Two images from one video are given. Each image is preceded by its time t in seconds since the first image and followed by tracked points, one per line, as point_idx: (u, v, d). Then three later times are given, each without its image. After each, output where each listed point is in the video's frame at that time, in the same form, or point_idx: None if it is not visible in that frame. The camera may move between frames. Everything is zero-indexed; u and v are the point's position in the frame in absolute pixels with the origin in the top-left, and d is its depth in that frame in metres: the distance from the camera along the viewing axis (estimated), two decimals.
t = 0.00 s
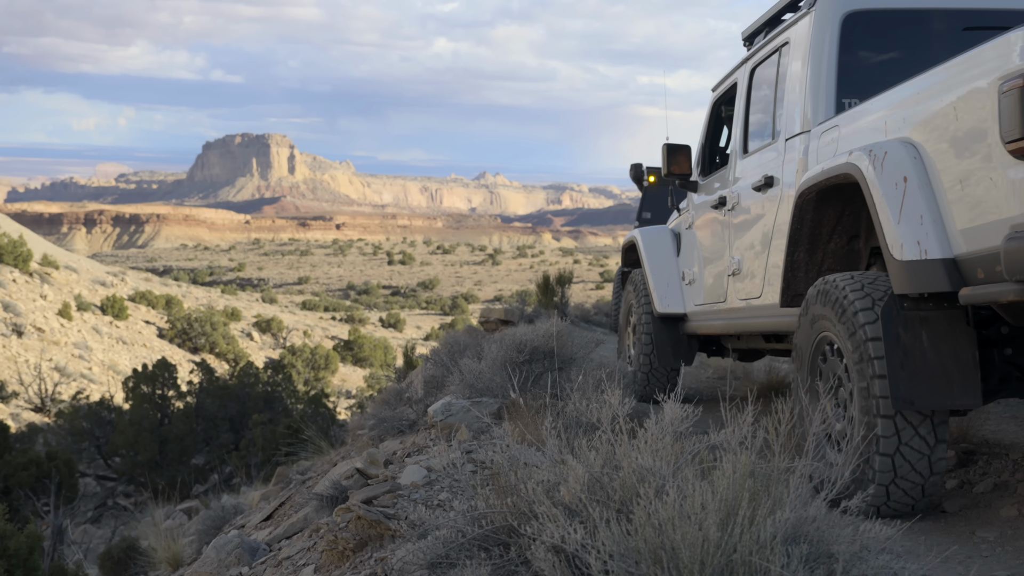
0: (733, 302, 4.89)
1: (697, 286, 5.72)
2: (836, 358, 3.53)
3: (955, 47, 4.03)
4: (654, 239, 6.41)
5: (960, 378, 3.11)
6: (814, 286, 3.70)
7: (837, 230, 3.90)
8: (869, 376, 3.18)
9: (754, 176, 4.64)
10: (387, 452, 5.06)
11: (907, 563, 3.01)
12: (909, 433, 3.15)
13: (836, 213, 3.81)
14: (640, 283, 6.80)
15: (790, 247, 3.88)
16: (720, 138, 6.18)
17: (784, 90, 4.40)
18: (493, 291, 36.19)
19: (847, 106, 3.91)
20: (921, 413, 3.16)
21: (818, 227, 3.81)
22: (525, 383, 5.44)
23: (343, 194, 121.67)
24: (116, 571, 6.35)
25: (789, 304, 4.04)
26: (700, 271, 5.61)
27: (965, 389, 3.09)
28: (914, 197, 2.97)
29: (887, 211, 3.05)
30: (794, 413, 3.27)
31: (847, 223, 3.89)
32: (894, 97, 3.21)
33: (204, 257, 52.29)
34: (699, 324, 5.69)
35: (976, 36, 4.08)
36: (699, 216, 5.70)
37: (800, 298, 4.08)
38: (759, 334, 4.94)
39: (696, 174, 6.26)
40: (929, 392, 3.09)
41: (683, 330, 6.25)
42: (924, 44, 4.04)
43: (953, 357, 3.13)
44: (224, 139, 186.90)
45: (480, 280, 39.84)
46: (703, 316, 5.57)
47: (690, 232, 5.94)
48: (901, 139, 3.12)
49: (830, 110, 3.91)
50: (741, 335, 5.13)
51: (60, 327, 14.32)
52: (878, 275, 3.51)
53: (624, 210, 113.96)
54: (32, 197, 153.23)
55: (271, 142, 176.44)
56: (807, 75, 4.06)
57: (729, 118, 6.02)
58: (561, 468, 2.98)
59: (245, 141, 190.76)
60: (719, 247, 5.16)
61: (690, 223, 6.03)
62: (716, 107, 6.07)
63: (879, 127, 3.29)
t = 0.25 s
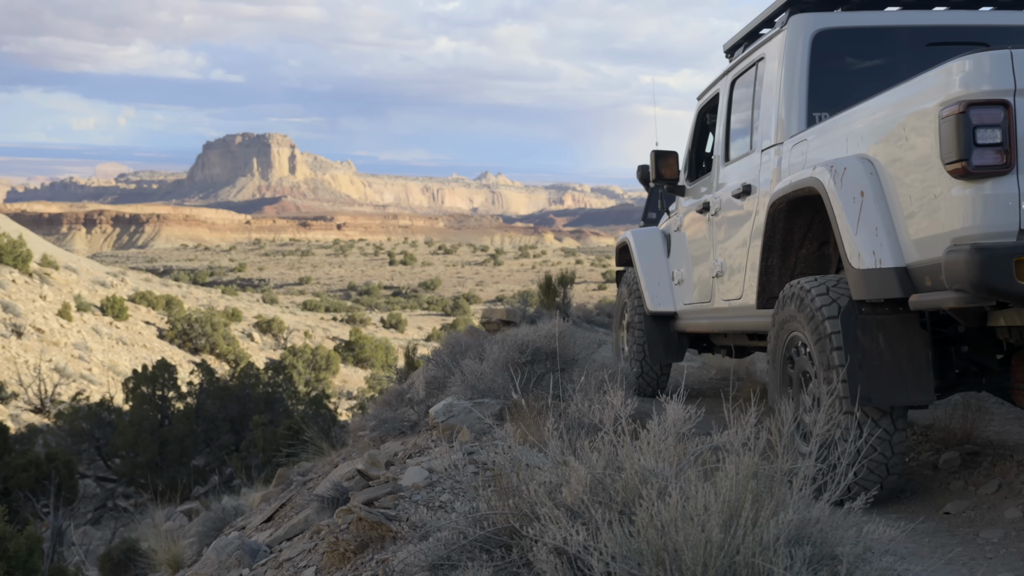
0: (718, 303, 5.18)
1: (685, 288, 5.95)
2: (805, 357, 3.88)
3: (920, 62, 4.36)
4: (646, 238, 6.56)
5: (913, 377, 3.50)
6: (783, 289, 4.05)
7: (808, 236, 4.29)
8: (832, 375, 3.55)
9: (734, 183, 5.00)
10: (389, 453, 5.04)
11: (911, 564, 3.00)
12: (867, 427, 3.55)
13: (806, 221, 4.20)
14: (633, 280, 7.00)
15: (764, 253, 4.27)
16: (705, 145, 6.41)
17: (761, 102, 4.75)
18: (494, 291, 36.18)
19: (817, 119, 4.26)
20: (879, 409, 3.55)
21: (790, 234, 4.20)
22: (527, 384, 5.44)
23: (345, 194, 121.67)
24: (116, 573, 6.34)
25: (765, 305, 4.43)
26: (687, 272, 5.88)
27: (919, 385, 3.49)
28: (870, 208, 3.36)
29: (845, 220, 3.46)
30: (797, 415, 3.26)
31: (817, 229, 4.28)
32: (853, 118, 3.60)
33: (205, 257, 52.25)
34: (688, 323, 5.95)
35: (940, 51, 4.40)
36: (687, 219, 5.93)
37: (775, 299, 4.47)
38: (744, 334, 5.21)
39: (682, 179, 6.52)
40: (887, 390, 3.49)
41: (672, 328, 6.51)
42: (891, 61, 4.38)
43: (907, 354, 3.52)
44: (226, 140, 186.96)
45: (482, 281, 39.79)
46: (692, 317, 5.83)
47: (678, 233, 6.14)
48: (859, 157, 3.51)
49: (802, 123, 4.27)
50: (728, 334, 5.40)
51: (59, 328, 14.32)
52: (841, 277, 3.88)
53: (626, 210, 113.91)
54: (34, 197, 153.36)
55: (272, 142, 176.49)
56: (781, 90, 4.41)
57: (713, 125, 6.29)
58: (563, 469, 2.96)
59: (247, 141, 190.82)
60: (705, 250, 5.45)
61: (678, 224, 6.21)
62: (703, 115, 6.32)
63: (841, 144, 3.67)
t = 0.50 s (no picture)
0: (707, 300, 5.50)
1: (678, 287, 6.28)
2: (782, 350, 4.17)
3: (898, 73, 4.70)
4: (640, 239, 6.88)
5: (880, 367, 3.78)
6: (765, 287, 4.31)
7: (789, 237, 4.58)
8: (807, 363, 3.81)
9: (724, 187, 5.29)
10: (390, 454, 5.03)
11: (914, 566, 2.99)
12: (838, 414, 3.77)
13: (787, 222, 4.50)
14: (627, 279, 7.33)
15: (748, 253, 4.61)
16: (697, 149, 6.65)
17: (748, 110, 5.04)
18: (496, 291, 36.15)
19: (799, 127, 4.56)
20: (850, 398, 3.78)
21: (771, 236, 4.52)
22: (529, 385, 5.43)
23: (346, 195, 121.66)
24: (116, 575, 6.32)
25: (749, 302, 4.78)
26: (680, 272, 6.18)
27: (886, 377, 3.76)
28: (843, 211, 3.65)
29: (820, 221, 3.75)
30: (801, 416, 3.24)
31: (797, 230, 4.57)
32: (828, 125, 3.88)
33: (205, 258, 52.20)
34: (677, 321, 6.28)
35: (916, 63, 4.74)
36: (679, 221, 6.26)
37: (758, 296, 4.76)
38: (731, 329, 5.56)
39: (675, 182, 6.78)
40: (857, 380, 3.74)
41: (664, 326, 6.82)
42: (871, 71, 4.69)
43: (875, 345, 3.81)
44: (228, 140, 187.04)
45: (484, 281, 39.73)
46: (682, 314, 6.16)
47: (672, 235, 6.46)
48: (832, 162, 3.80)
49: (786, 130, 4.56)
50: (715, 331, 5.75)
51: (59, 329, 14.31)
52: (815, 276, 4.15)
53: (628, 210, 113.89)
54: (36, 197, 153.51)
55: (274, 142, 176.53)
56: (766, 100, 4.71)
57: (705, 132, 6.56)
58: (566, 471, 2.95)
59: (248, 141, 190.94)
60: (696, 251, 5.77)
61: (672, 225, 6.51)
62: (694, 122, 6.59)
63: (818, 150, 3.96)
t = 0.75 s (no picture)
0: (697, 297, 5.76)
1: (671, 284, 6.49)
2: (765, 345, 4.37)
3: (880, 84, 4.92)
4: (636, 238, 7.10)
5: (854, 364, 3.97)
6: (748, 286, 4.51)
7: (773, 238, 4.80)
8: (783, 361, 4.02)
9: (714, 190, 5.50)
10: (391, 456, 5.01)
11: (918, 568, 2.98)
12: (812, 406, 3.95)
13: (771, 225, 4.72)
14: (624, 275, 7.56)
15: (734, 253, 4.83)
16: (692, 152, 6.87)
17: (737, 115, 5.25)
18: (498, 292, 36.11)
19: (784, 133, 4.77)
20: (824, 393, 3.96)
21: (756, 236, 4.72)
22: (530, 386, 5.41)
23: (348, 195, 121.69)
24: None
25: (734, 300, 4.98)
26: (673, 269, 6.39)
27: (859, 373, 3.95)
28: (820, 216, 3.87)
29: (798, 224, 3.97)
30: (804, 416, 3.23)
31: (781, 232, 4.78)
32: (809, 134, 4.10)
33: (206, 258, 52.16)
34: (670, 317, 6.50)
35: (898, 74, 4.97)
36: (673, 221, 6.47)
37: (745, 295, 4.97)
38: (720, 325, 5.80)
39: (671, 183, 7.00)
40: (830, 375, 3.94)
41: (659, 321, 7.08)
42: (854, 81, 4.91)
43: (848, 343, 4.01)
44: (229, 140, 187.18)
45: (486, 282, 39.67)
46: (674, 310, 6.40)
47: (667, 234, 6.67)
48: (811, 169, 4.02)
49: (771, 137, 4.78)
50: (705, 326, 6.00)
51: (58, 330, 14.31)
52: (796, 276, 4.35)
53: (630, 211, 113.80)
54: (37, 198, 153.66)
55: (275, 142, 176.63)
56: (754, 106, 4.92)
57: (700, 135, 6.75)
58: (568, 472, 2.93)
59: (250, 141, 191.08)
60: (688, 250, 5.99)
61: (667, 225, 6.71)
62: (688, 125, 6.76)
63: (800, 156, 4.18)
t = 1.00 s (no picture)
0: (688, 296, 5.98)
1: (665, 283, 6.67)
2: (748, 342, 4.59)
3: (864, 94, 5.20)
4: (632, 239, 7.30)
5: (830, 358, 4.19)
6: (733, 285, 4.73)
7: (760, 240, 5.02)
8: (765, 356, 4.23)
9: (706, 193, 5.72)
10: (393, 457, 5.00)
11: (923, 570, 2.97)
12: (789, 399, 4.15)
13: (757, 228, 4.95)
14: (621, 275, 7.77)
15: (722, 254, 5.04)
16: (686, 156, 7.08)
17: (728, 121, 5.48)
18: (500, 292, 36.11)
19: (772, 140, 5.03)
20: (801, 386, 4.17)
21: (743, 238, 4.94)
22: (532, 387, 5.40)
23: (349, 195, 121.69)
24: None
25: (722, 298, 5.21)
26: (666, 269, 6.62)
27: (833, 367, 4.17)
28: (800, 219, 4.12)
29: (779, 227, 4.22)
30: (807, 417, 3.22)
31: (767, 234, 5.01)
32: (790, 142, 4.36)
33: (206, 259, 52.13)
34: (663, 314, 6.67)
35: (880, 85, 5.26)
36: (668, 223, 6.70)
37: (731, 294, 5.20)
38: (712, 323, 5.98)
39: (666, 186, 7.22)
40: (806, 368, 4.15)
41: (653, 320, 7.36)
42: (839, 91, 5.19)
43: (825, 339, 4.23)
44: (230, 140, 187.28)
45: (487, 282, 39.67)
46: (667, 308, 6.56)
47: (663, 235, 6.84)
48: (793, 176, 4.28)
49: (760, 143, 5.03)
50: (697, 323, 6.19)
51: (58, 330, 14.30)
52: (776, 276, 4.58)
53: (632, 211, 113.71)
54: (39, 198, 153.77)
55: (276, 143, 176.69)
56: (743, 115, 5.16)
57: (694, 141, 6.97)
58: (570, 473, 2.92)
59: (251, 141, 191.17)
60: (681, 249, 6.20)
61: (663, 226, 6.90)
62: (682, 129, 6.95)
63: (782, 163, 4.44)
